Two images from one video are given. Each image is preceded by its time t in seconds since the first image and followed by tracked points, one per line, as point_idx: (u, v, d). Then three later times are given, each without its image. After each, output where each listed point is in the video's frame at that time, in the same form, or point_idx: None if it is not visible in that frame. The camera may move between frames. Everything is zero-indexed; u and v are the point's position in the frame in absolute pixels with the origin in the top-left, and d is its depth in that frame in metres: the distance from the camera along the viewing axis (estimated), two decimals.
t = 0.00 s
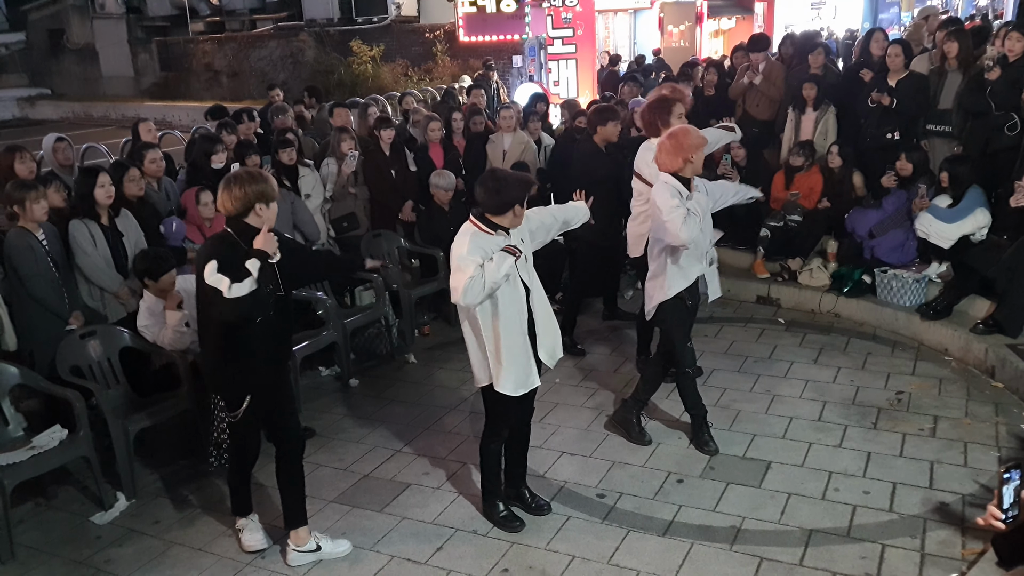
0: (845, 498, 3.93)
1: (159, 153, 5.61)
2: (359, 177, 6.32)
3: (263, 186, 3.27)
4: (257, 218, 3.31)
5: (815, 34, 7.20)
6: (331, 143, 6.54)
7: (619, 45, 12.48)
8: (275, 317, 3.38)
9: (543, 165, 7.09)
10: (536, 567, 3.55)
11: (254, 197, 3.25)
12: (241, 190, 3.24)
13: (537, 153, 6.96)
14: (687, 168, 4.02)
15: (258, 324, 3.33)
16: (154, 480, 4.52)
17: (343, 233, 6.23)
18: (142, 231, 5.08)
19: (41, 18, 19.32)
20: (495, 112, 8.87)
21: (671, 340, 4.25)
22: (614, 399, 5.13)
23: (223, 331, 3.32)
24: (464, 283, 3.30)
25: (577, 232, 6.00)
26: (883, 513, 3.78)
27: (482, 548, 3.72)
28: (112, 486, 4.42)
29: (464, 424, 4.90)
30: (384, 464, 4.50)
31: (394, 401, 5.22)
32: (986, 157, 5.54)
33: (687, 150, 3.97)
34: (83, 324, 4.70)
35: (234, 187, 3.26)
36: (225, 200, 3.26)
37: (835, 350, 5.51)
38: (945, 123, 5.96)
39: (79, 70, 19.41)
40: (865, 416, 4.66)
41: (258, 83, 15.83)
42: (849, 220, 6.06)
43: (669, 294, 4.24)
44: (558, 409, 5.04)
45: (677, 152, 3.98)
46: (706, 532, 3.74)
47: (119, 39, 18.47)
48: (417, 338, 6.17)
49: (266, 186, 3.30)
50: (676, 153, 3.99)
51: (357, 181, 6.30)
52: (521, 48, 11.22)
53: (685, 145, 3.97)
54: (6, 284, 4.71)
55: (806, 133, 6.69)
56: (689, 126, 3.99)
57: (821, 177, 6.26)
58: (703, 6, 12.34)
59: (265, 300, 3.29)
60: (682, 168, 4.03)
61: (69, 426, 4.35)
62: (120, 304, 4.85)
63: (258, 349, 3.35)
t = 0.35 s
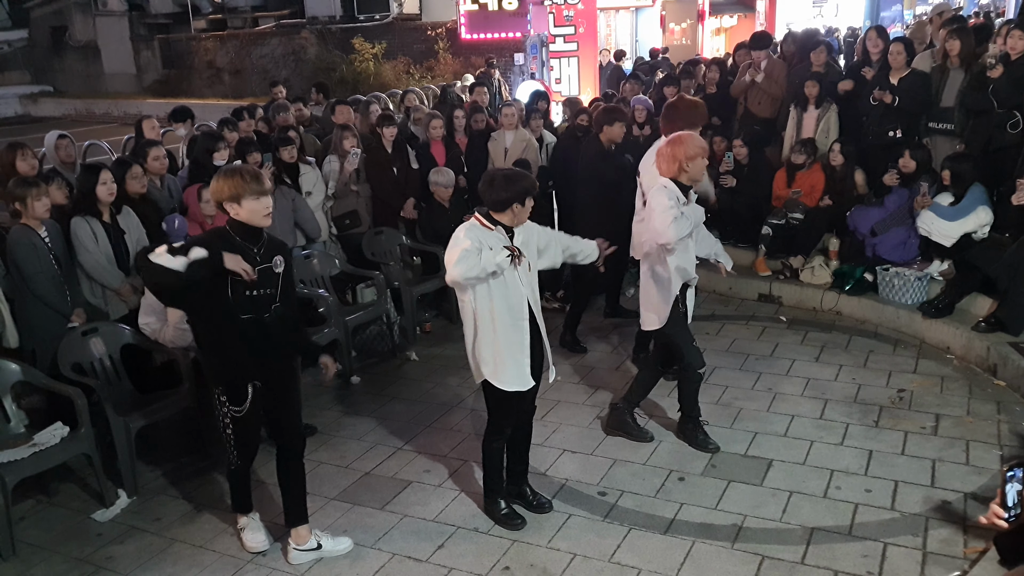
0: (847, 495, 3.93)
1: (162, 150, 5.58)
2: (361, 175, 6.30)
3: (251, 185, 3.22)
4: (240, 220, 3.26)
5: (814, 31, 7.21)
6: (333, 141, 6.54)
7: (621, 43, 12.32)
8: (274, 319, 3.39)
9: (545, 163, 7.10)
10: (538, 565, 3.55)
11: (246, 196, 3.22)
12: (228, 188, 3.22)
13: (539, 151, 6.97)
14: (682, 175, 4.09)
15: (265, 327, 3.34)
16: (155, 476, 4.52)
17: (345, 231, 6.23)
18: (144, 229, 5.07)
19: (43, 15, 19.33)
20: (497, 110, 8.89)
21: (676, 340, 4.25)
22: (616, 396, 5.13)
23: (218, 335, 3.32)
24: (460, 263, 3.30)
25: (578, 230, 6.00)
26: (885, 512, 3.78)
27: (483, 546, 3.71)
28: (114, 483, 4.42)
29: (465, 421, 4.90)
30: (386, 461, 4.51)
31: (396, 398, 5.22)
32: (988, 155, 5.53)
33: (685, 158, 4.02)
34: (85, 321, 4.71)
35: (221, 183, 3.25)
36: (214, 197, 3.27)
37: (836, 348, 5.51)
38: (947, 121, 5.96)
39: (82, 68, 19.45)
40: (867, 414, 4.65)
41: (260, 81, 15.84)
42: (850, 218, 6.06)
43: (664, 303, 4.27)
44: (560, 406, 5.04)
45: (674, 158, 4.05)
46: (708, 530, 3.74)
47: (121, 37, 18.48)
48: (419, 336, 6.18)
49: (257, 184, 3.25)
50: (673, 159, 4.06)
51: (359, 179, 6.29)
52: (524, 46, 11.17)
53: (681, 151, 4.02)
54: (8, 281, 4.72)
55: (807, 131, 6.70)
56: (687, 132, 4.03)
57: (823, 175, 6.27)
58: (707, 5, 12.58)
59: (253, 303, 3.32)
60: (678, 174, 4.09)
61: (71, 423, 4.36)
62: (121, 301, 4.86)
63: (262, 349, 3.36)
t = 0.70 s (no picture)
0: (849, 495, 3.93)
1: (165, 150, 5.60)
2: (363, 175, 6.30)
3: (248, 198, 3.22)
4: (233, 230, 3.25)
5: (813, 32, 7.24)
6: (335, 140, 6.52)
7: (624, 43, 12.54)
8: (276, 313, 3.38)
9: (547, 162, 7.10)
10: (539, 565, 3.55)
11: (240, 208, 3.21)
12: (224, 200, 3.21)
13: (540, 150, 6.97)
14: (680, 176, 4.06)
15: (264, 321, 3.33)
16: (157, 476, 4.53)
17: (348, 231, 6.24)
18: (146, 228, 5.08)
19: (46, 16, 19.35)
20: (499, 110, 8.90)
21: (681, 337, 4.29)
22: (617, 395, 5.13)
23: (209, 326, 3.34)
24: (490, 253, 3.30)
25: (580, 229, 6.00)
26: (887, 511, 3.78)
27: (485, 545, 3.72)
28: (116, 483, 4.43)
29: (466, 420, 4.90)
30: (387, 461, 4.51)
31: (398, 398, 5.23)
32: (990, 154, 5.52)
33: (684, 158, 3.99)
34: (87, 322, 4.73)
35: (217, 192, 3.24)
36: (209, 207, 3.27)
37: (838, 348, 5.50)
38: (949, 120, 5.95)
39: (84, 69, 19.47)
40: (869, 414, 4.65)
41: (262, 81, 15.85)
42: (852, 217, 6.06)
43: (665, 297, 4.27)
44: (561, 406, 5.04)
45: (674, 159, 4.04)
46: (710, 529, 3.74)
47: (123, 38, 18.50)
48: (421, 335, 6.18)
49: (253, 198, 3.24)
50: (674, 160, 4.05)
51: (361, 179, 6.29)
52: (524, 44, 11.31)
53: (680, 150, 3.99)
54: (11, 281, 4.73)
55: (809, 130, 6.69)
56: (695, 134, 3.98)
57: (824, 174, 6.27)
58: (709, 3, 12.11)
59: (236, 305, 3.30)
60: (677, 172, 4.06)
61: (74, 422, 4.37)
62: (124, 301, 4.88)
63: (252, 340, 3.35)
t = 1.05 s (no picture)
0: (851, 494, 3.93)
1: (168, 151, 5.60)
2: (365, 175, 6.30)
3: (259, 173, 3.49)
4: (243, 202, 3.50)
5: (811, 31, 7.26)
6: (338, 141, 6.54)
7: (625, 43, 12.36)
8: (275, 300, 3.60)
9: (548, 162, 7.11)
10: (541, 564, 3.55)
11: (252, 183, 3.48)
12: (236, 176, 3.48)
13: (542, 149, 6.98)
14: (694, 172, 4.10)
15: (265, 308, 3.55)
16: (160, 477, 4.54)
17: (349, 231, 6.25)
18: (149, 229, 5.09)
19: (48, 17, 19.39)
20: (500, 110, 8.91)
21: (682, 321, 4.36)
22: (619, 395, 5.13)
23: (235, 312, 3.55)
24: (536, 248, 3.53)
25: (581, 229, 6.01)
26: (890, 510, 3.77)
27: (487, 545, 3.72)
28: (119, 484, 4.44)
29: (469, 420, 4.90)
30: (390, 461, 4.51)
31: (399, 397, 5.24)
32: (992, 153, 5.51)
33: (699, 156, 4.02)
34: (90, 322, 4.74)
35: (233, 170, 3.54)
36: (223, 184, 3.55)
37: (840, 347, 5.50)
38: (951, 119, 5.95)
39: (87, 70, 19.53)
40: (871, 412, 4.65)
41: (265, 82, 15.89)
42: (854, 216, 6.06)
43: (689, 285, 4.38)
44: (563, 405, 5.04)
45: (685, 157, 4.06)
46: (712, 529, 3.74)
47: (126, 39, 18.54)
48: (422, 336, 6.19)
49: (264, 175, 3.51)
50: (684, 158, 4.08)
51: (363, 180, 6.29)
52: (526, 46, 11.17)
53: (692, 146, 4.02)
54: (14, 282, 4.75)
55: (811, 129, 6.69)
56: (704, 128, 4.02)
57: (826, 173, 6.29)
58: (709, 3, 12.34)
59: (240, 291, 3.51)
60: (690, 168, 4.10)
61: (77, 423, 4.38)
62: (127, 303, 4.86)
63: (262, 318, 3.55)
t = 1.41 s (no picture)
0: (853, 496, 3.93)
1: (171, 153, 5.61)
2: (367, 178, 6.35)
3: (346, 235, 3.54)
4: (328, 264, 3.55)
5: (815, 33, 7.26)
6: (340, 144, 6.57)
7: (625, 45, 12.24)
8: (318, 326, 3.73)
9: (550, 164, 7.11)
10: (543, 566, 3.56)
11: (337, 246, 3.51)
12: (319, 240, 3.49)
13: (544, 151, 6.99)
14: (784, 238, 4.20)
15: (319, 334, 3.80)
16: (163, 478, 4.54)
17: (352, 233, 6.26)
18: (153, 231, 5.08)
19: (50, 20, 19.43)
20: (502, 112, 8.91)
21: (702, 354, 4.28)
22: (621, 397, 5.13)
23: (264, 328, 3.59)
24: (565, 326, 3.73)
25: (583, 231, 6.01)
26: (892, 512, 3.77)
27: (488, 547, 3.72)
28: (121, 486, 4.44)
29: (470, 422, 4.90)
30: (391, 463, 4.52)
31: (401, 399, 5.24)
32: (993, 155, 5.51)
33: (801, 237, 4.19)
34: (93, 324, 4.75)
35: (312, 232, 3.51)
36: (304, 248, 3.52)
37: (843, 349, 5.50)
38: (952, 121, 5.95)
39: (90, 72, 19.56)
40: (873, 414, 4.65)
41: (267, 84, 15.91)
42: (855, 219, 6.06)
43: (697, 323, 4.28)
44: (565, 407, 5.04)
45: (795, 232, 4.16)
46: (713, 531, 3.74)
47: (129, 41, 18.56)
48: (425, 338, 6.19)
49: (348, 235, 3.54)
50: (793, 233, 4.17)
51: (365, 182, 6.34)
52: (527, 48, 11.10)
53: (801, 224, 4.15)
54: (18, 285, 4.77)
55: (812, 130, 6.70)
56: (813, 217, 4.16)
57: (828, 175, 6.26)
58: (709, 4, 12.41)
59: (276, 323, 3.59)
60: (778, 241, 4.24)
61: (79, 425, 4.39)
62: (130, 305, 4.84)
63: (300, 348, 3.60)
